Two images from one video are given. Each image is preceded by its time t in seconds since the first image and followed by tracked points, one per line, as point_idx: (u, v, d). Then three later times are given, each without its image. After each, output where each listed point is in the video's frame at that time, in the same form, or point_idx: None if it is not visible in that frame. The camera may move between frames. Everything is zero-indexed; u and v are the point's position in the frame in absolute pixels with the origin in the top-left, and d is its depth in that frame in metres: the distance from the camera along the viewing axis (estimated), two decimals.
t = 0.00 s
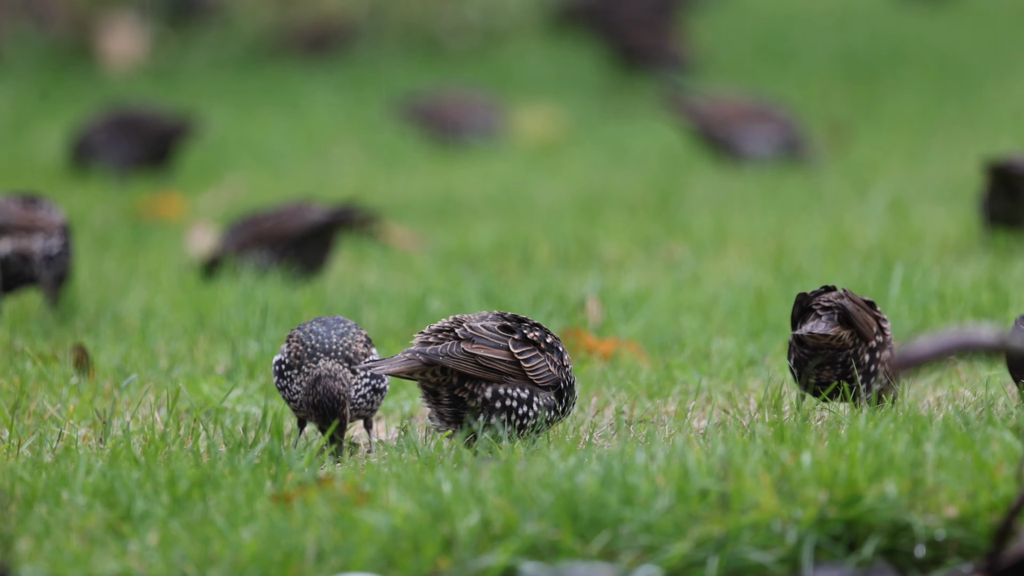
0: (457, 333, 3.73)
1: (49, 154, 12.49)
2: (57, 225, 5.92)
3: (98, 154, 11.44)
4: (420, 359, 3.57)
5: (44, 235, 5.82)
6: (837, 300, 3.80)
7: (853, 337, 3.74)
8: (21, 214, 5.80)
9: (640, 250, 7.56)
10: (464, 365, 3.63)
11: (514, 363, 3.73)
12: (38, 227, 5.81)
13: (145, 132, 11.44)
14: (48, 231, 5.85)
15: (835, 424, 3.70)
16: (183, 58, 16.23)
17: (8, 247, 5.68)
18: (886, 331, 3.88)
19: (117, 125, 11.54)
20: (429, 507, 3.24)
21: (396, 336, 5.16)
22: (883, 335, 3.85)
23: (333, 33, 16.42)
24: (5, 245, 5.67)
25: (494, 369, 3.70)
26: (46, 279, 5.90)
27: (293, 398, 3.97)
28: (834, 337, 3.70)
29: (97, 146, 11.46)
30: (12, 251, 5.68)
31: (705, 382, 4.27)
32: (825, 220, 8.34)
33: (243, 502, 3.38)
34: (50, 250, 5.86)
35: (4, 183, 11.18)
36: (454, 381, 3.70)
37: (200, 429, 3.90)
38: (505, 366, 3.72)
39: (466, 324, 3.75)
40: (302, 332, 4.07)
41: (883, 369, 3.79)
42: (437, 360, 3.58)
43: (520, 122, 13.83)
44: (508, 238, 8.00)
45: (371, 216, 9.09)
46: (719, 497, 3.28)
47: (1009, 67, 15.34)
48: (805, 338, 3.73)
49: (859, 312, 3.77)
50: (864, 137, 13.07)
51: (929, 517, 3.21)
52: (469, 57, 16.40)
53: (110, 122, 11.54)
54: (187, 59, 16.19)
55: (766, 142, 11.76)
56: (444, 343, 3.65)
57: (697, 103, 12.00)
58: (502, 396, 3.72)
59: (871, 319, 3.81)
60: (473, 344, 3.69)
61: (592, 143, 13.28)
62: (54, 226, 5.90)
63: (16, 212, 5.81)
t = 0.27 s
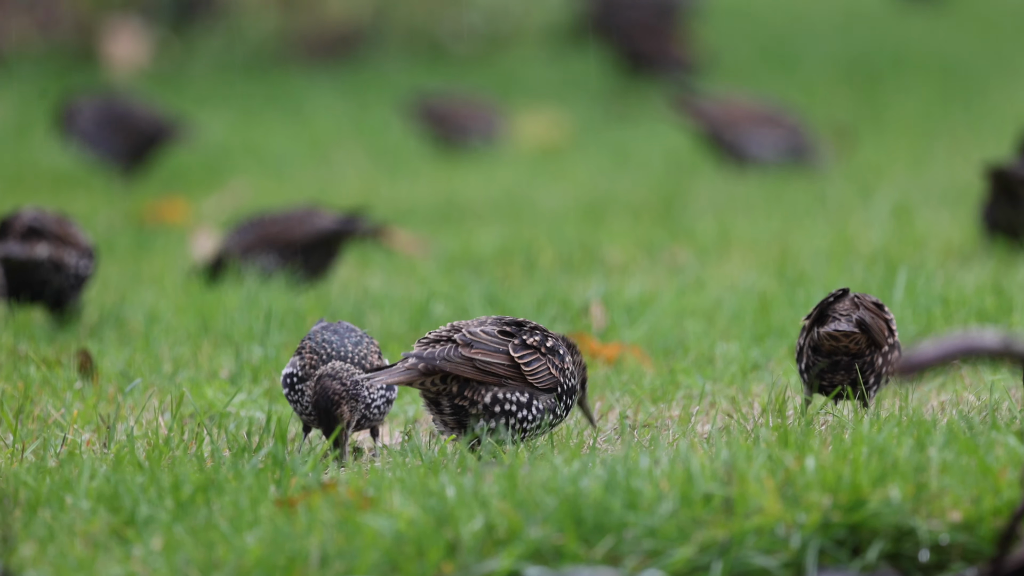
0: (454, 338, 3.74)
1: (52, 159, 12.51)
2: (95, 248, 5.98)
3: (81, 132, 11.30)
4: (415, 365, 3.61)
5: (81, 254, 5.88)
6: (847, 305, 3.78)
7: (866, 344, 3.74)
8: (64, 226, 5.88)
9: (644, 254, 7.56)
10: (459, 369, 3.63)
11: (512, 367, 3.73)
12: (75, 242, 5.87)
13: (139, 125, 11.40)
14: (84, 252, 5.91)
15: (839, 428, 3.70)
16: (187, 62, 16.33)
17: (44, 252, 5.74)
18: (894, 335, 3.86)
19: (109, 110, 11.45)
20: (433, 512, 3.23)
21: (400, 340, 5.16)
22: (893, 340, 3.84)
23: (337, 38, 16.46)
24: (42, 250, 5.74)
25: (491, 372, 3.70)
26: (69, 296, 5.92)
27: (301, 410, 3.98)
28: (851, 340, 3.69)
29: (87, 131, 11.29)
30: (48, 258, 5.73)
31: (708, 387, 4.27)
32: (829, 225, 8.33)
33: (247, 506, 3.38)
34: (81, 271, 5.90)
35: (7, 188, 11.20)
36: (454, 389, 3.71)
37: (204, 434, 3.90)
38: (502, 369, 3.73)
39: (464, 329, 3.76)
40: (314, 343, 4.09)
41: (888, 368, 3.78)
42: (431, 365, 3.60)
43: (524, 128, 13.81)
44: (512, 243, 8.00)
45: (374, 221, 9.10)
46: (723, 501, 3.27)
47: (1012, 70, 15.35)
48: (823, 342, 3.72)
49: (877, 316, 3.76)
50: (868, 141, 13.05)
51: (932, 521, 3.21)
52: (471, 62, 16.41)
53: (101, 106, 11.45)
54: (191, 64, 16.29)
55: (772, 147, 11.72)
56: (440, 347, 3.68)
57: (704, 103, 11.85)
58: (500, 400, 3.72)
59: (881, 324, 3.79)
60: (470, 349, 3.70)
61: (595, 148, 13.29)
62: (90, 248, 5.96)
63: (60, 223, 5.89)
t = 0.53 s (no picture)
0: (474, 337, 3.75)
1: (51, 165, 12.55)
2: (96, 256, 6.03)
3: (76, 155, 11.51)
4: (439, 360, 3.61)
5: (83, 261, 5.91)
6: (857, 309, 3.81)
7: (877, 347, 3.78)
8: (65, 234, 5.92)
9: (645, 260, 7.57)
10: (480, 365, 3.65)
11: (526, 369, 3.77)
12: (77, 250, 5.90)
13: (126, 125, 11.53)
14: (86, 260, 5.94)
15: (841, 434, 3.70)
16: (189, 67, 16.34)
17: (47, 258, 5.76)
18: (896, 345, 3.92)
19: (93, 125, 11.66)
20: (435, 517, 3.23)
21: (402, 346, 5.16)
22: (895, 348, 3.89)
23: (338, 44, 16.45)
24: (45, 257, 5.76)
25: (508, 372, 3.72)
26: (72, 304, 5.93)
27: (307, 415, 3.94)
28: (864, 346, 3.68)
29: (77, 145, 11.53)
30: (51, 264, 5.75)
31: (710, 393, 4.28)
32: (830, 230, 8.34)
33: (249, 513, 3.38)
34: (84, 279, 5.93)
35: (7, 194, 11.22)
36: (470, 387, 3.71)
37: (205, 440, 3.90)
38: (518, 370, 3.75)
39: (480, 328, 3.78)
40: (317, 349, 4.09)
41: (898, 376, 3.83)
42: (458, 358, 3.62)
43: (526, 133, 13.82)
44: (513, 248, 8.01)
45: (376, 227, 9.11)
46: (725, 507, 3.27)
47: (1013, 76, 15.35)
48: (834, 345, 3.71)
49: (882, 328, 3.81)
50: (869, 148, 13.06)
51: (935, 527, 3.20)
52: (473, 67, 16.43)
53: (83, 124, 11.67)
54: (193, 68, 16.31)
55: (775, 154, 11.80)
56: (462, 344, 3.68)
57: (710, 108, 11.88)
58: (514, 400, 3.73)
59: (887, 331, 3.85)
60: (489, 347, 3.73)
61: (597, 154, 13.30)
62: (90, 255, 5.98)
63: (60, 232, 5.93)
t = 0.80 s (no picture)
0: (478, 339, 3.74)
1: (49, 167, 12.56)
2: (93, 265, 6.00)
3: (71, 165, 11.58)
4: (446, 361, 3.59)
5: (79, 270, 5.90)
6: (853, 312, 3.80)
7: (870, 351, 3.76)
8: (62, 242, 5.90)
9: (644, 263, 7.58)
10: (485, 369, 3.64)
11: (530, 373, 3.79)
12: (73, 258, 5.89)
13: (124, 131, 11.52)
14: (82, 267, 5.93)
15: (840, 437, 3.70)
16: (188, 69, 16.34)
17: (40, 266, 5.74)
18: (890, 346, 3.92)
19: (89, 131, 11.65)
20: (433, 520, 3.23)
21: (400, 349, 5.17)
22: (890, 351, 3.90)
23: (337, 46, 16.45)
24: (39, 264, 5.74)
25: (512, 377, 3.73)
26: (66, 310, 5.93)
27: (334, 404, 3.90)
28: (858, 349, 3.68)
29: (72, 150, 11.59)
30: (45, 271, 5.74)
31: (709, 396, 4.28)
32: (829, 233, 8.34)
33: (248, 515, 3.37)
34: (79, 286, 5.92)
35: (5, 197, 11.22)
36: (473, 390, 3.69)
37: (204, 443, 3.90)
38: (522, 375, 3.77)
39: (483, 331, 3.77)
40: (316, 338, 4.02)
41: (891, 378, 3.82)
42: (463, 363, 3.60)
43: (524, 136, 13.81)
44: (512, 251, 8.01)
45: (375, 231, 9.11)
46: (723, 510, 3.27)
47: (1011, 78, 15.37)
48: (828, 348, 3.71)
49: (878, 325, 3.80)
50: (867, 150, 13.06)
51: (933, 530, 3.20)
52: (472, 70, 16.44)
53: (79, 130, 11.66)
54: (192, 70, 16.32)
55: (771, 157, 11.80)
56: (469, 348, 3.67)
57: (710, 112, 11.87)
58: (517, 405, 3.75)
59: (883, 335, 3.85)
60: (491, 351, 3.72)
61: (596, 157, 13.30)
62: (89, 264, 5.98)
63: (56, 238, 5.91)
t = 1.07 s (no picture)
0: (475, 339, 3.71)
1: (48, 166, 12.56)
2: (94, 263, 6.01)
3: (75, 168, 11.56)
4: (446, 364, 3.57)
5: (79, 268, 5.90)
6: (849, 312, 3.78)
7: (867, 350, 3.76)
8: (63, 241, 5.91)
9: (645, 262, 7.58)
10: (483, 371, 3.63)
11: (527, 373, 3.77)
12: (73, 257, 5.91)
13: (124, 131, 11.50)
14: (82, 266, 5.94)
15: (840, 436, 3.69)
16: (188, 69, 16.34)
17: (40, 265, 5.75)
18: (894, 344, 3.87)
19: (89, 132, 11.59)
20: (434, 519, 3.23)
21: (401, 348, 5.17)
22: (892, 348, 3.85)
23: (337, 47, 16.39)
24: (38, 264, 5.74)
25: (508, 377, 3.72)
26: (68, 309, 5.94)
27: (355, 415, 3.99)
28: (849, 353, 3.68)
29: (73, 153, 11.54)
30: (45, 270, 5.75)
31: (710, 395, 4.28)
32: (829, 232, 8.34)
33: (248, 514, 3.37)
34: (80, 285, 5.92)
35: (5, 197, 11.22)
36: (470, 391, 3.70)
37: (205, 441, 3.90)
38: (518, 374, 3.75)
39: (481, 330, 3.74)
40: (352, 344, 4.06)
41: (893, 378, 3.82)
42: (461, 366, 3.59)
43: (525, 135, 13.79)
44: (513, 250, 8.01)
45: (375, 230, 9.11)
46: (724, 508, 3.27)
47: (1012, 76, 15.35)
48: (819, 350, 3.72)
49: (874, 324, 3.76)
50: (868, 149, 13.05)
51: (934, 528, 3.20)
52: (472, 69, 16.44)
53: (78, 131, 11.61)
54: (192, 70, 16.31)
55: (768, 158, 11.79)
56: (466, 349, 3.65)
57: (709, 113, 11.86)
58: (513, 404, 3.74)
59: (883, 333, 3.79)
60: (489, 351, 3.70)
61: (596, 156, 13.28)
62: (90, 263, 6.00)
63: (57, 237, 5.92)
